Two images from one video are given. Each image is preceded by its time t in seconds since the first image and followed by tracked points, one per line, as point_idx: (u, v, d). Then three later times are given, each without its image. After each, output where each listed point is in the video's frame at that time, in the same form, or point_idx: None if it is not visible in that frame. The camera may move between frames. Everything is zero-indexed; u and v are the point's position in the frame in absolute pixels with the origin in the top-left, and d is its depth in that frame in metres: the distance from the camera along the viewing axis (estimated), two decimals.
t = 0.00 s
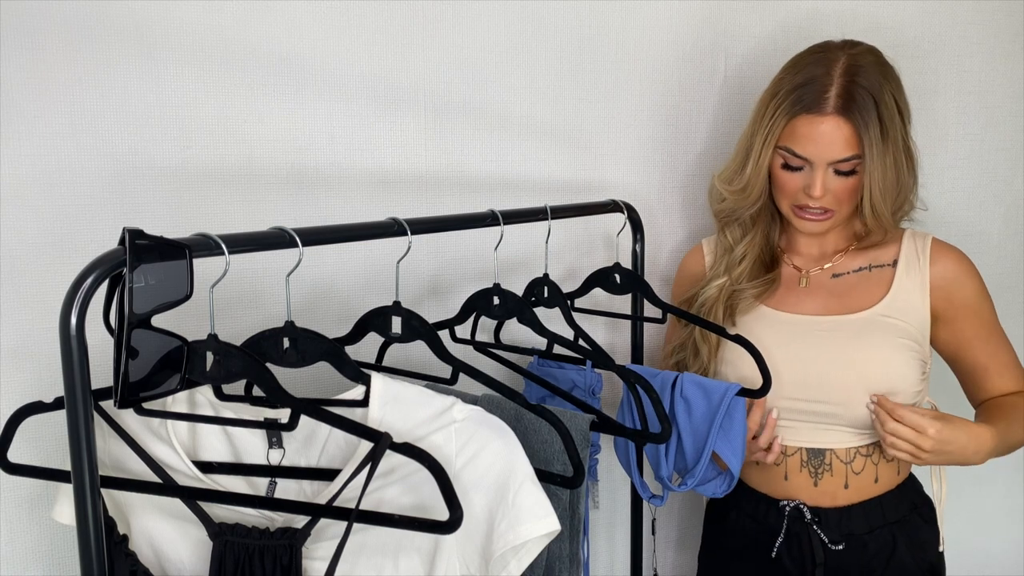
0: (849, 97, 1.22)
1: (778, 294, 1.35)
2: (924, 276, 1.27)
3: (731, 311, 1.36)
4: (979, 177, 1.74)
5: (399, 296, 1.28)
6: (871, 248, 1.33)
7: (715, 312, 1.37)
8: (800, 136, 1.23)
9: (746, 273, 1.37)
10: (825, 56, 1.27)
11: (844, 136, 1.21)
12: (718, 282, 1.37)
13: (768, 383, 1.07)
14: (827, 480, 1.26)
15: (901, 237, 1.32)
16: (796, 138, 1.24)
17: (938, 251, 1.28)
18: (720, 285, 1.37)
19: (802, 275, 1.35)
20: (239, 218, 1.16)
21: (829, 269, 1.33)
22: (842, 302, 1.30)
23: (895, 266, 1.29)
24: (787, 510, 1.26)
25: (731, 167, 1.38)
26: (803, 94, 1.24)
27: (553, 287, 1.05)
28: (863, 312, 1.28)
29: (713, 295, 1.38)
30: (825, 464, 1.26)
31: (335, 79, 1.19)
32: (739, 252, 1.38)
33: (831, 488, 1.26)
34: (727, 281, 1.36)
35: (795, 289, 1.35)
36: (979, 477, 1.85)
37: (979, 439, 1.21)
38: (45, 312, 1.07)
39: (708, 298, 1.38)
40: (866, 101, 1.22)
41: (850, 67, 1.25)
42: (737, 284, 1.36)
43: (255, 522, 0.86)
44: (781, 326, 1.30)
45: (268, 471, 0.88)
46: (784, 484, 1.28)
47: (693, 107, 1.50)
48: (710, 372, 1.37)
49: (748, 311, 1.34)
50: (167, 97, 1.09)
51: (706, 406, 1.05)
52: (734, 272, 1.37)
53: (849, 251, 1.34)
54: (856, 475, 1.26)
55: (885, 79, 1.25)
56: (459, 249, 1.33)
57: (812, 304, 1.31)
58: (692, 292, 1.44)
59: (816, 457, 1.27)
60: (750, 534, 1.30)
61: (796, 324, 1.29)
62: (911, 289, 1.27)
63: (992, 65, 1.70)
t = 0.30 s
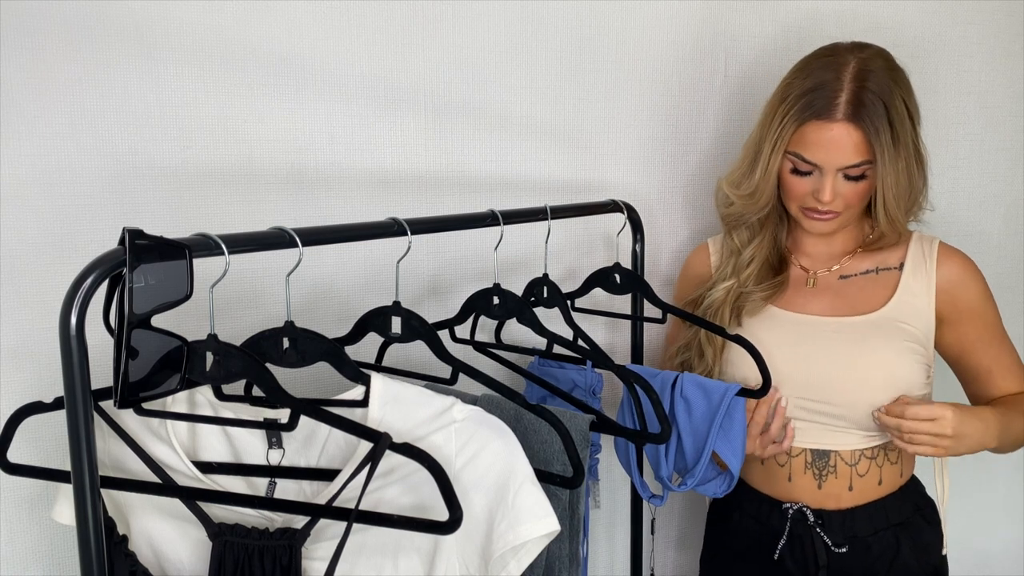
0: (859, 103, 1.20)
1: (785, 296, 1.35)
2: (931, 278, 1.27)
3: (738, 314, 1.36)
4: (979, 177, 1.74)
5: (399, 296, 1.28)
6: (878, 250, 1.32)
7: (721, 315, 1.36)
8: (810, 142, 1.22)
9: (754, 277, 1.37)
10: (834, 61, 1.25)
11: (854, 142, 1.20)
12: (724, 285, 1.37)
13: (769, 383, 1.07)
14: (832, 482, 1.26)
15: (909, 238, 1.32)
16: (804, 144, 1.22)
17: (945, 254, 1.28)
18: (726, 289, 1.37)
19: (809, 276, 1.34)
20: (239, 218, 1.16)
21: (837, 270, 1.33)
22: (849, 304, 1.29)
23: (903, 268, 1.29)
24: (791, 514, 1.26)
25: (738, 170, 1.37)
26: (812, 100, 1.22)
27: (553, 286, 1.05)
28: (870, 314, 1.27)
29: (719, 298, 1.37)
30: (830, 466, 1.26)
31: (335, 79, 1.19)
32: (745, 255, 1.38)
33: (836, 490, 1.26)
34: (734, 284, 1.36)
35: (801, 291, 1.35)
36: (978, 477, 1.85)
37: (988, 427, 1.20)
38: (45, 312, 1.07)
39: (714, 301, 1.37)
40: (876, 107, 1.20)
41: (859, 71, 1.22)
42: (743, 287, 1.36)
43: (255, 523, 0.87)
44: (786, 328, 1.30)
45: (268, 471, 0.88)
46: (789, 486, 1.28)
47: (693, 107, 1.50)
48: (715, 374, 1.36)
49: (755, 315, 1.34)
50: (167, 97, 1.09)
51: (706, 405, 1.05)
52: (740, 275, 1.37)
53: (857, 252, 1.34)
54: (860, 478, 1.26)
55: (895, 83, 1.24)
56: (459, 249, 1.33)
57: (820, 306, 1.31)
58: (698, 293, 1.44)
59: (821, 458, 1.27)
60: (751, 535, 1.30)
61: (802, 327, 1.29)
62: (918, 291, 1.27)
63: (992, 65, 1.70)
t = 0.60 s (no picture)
0: (864, 104, 1.20)
1: (790, 296, 1.35)
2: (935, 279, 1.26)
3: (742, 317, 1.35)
4: (979, 177, 1.74)
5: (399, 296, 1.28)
6: (883, 251, 1.33)
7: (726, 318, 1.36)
8: (815, 142, 1.22)
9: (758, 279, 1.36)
10: (839, 61, 1.24)
11: (860, 143, 1.20)
12: (728, 288, 1.37)
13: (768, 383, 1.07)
14: (834, 484, 1.26)
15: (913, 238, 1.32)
16: (809, 144, 1.22)
17: (949, 254, 1.28)
18: (731, 291, 1.36)
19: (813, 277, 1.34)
20: (239, 218, 1.16)
21: (841, 271, 1.33)
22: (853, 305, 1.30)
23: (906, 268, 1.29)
24: (792, 514, 1.26)
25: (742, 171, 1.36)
26: (817, 101, 1.22)
27: (553, 286, 1.05)
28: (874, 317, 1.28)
29: (723, 301, 1.37)
30: (832, 467, 1.26)
31: (335, 80, 1.19)
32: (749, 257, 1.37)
33: (838, 491, 1.26)
34: (740, 286, 1.35)
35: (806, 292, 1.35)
36: (978, 477, 1.86)
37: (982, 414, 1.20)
38: (44, 311, 1.07)
39: (719, 303, 1.37)
40: (881, 108, 1.20)
41: (865, 72, 1.22)
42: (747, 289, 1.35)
43: (255, 523, 0.87)
44: (789, 330, 1.29)
45: (268, 471, 0.88)
46: (792, 487, 1.29)
47: (693, 107, 1.50)
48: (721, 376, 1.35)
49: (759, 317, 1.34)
50: (167, 97, 1.09)
51: (705, 405, 1.05)
52: (744, 277, 1.36)
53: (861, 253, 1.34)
54: (863, 479, 1.26)
55: (901, 84, 1.24)
56: (459, 249, 1.33)
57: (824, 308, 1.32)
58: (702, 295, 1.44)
59: (823, 459, 1.27)
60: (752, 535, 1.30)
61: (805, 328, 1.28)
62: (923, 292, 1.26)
63: (992, 65, 1.70)
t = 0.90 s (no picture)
0: (866, 103, 1.20)
1: (792, 298, 1.35)
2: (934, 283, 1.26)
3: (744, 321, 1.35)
4: (979, 177, 1.74)
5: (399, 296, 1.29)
6: (883, 251, 1.33)
7: (728, 323, 1.35)
8: (817, 142, 1.22)
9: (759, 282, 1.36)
10: (839, 60, 1.24)
11: (863, 142, 1.20)
12: (729, 293, 1.36)
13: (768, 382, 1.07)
14: (834, 485, 1.27)
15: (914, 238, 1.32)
16: (812, 144, 1.22)
17: (949, 254, 1.27)
18: (733, 295, 1.36)
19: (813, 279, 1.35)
20: (239, 218, 1.16)
21: (843, 272, 1.33)
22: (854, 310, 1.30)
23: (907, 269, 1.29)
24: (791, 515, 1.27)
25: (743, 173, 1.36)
26: (819, 100, 1.22)
27: (553, 286, 1.05)
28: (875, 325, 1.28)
29: (725, 306, 1.36)
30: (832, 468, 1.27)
31: (335, 79, 1.19)
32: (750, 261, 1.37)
33: (838, 492, 1.27)
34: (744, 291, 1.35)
35: (807, 295, 1.34)
36: (978, 477, 1.86)
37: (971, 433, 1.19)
38: (44, 311, 1.07)
39: (721, 308, 1.36)
40: (883, 106, 1.20)
41: (866, 71, 1.22)
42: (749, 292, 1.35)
43: (255, 522, 0.87)
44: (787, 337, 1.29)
45: (268, 472, 0.88)
46: (791, 489, 1.30)
47: (694, 108, 1.50)
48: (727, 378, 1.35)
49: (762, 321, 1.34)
50: (167, 97, 1.09)
51: (704, 406, 1.05)
52: (745, 280, 1.36)
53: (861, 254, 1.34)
54: (862, 480, 1.27)
55: (901, 82, 1.24)
56: (459, 249, 1.33)
57: (823, 310, 1.32)
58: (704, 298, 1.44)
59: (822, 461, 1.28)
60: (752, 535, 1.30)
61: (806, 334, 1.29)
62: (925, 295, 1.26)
63: (992, 65, 1.70)
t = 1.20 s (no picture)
0: (874, 107, 1.19)
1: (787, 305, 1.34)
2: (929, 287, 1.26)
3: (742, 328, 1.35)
4: (979, 177, 1.74)
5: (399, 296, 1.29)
6: (878, 254, 1.34)
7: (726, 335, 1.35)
8: (825, 149, 1.21)
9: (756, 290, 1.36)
10: (842, 65, 1.23)
11: (871, 148, 1.19)
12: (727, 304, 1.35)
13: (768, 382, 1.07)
14: (827, 485, 1.26)
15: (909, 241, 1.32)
16: (820, 151, 1.21)
17: (944, 257, 1.28)
18: (730, 306, 1.35)
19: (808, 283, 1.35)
20: (239, 218, 1.16)
21: (838, 275, 1.33)
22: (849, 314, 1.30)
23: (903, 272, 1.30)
24: (784, 513, 1.27)
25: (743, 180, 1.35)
26: (827, 107, 1.20)
27: (553, 286, 1.05)
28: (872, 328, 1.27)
29: (721, 317, 1.35)
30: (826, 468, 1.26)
31: (335, 80, 1.19)
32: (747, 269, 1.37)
33: (832, 493, 1.26)
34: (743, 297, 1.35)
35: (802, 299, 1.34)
36: (978, 477, 1.86)
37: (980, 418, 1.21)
38: (44, 312, 1.07)
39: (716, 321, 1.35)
40: (890, 110, 1.19)
41: (870, 75, 1.21)
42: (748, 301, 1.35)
43: (255, 522, 0.87)
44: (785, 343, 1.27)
45: (268, 472, 0.88)
46: (784, 488, 1.29)
47: (694, 108, 1.50)
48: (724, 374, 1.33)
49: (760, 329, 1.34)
50: (167, 97, 1.09)
51: (705, 405, 1.05)
52: (744, 291, 1.36)
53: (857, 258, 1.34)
54: (857, 481, 1.26)
55: (903, 86, 1.23)
56: (459, 249, 1.33)
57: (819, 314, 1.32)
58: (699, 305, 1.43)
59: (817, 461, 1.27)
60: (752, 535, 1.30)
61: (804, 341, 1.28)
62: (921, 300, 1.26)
63: (992, 66, 1.70)
